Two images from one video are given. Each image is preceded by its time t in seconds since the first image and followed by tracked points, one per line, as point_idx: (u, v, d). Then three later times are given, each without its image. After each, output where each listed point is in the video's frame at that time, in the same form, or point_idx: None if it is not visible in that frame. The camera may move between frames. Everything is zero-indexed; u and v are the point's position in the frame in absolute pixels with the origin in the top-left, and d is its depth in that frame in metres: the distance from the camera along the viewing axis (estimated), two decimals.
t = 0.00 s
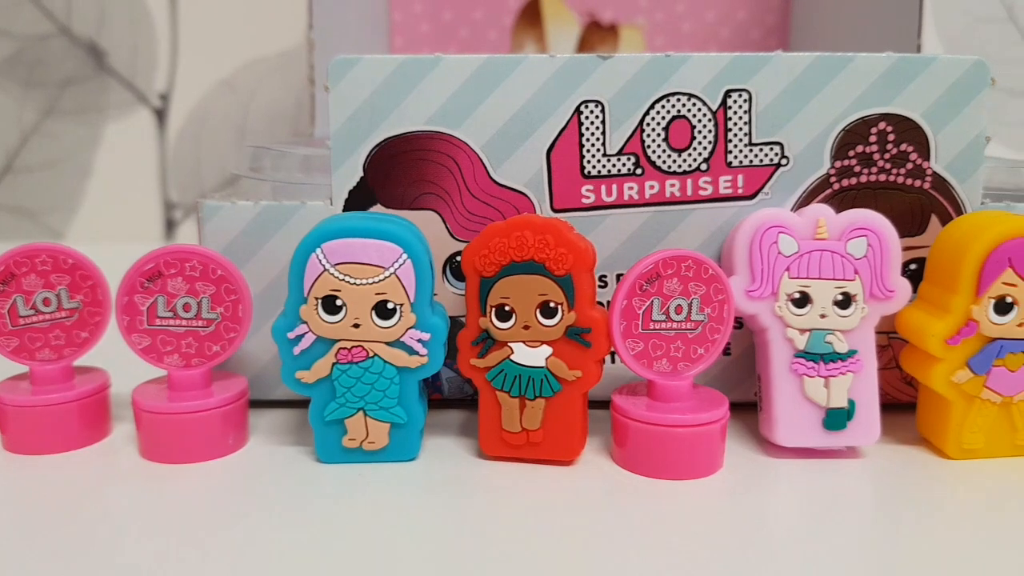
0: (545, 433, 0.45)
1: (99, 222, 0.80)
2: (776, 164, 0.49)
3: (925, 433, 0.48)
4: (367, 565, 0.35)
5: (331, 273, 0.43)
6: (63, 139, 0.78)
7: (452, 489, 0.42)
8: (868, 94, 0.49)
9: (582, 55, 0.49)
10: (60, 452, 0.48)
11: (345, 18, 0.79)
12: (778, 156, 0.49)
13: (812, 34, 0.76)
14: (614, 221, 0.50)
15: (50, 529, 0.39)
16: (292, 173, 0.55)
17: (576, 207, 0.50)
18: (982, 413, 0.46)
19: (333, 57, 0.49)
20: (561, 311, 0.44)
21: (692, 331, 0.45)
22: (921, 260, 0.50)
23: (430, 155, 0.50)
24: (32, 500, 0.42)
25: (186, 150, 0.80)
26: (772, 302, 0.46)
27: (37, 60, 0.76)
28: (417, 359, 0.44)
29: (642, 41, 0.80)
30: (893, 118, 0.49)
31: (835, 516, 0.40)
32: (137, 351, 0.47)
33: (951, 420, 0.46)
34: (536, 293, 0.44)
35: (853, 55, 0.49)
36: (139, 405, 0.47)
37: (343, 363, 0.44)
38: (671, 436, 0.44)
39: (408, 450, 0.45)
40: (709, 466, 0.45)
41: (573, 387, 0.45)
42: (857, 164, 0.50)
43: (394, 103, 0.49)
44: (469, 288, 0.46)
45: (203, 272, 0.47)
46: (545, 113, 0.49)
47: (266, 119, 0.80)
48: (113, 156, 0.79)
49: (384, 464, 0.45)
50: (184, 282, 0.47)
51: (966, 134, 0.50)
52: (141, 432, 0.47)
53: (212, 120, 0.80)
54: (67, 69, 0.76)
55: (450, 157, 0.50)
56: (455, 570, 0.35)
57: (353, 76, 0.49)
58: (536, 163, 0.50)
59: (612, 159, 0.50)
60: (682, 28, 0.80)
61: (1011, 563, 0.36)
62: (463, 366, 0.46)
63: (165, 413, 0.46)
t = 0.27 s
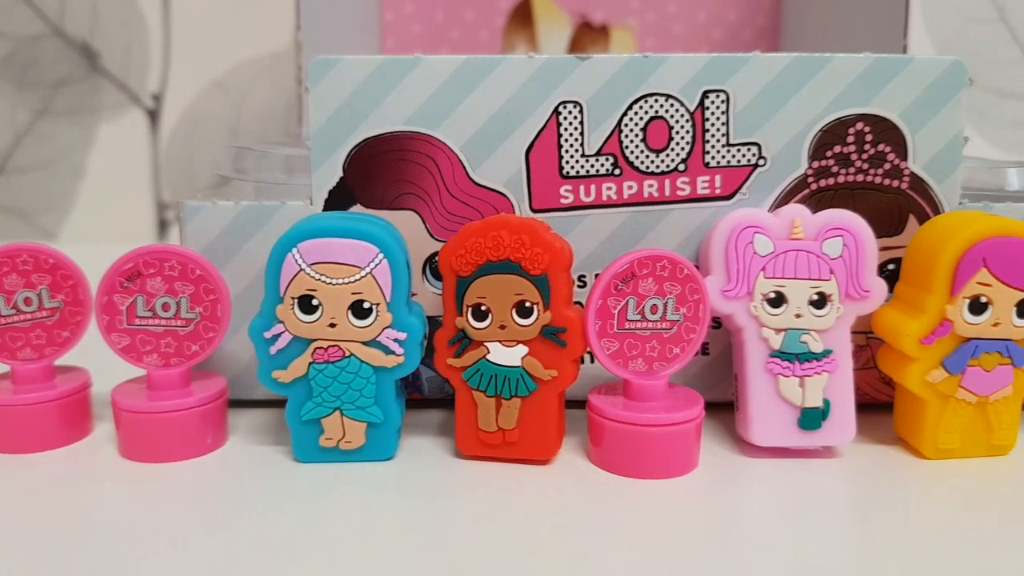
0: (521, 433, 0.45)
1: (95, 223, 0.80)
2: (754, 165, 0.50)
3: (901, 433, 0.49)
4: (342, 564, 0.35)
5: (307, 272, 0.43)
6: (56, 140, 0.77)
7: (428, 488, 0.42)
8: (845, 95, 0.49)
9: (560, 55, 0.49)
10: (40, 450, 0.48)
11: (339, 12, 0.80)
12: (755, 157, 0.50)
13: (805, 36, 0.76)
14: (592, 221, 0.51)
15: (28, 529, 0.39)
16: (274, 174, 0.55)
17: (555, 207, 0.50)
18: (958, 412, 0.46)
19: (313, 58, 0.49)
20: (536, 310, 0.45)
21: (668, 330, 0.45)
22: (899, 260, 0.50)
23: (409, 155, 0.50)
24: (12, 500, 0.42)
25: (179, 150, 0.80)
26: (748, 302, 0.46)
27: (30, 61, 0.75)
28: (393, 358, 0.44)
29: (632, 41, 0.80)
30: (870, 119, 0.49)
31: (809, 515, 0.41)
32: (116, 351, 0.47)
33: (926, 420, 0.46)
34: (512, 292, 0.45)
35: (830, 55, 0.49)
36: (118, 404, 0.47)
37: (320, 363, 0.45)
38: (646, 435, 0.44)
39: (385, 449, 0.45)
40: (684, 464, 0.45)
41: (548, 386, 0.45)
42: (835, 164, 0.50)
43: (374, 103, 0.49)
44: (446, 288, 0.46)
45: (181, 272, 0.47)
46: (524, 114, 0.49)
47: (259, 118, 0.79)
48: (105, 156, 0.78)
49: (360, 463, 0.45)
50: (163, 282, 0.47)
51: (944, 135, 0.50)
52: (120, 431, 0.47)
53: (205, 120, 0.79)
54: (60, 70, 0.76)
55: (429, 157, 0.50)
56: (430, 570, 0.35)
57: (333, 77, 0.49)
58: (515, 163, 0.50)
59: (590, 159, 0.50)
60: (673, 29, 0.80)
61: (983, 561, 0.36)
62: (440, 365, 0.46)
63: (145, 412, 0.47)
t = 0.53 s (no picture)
0: (497, 436, 0.45)
1: (68, 232, 0.74)
2: (731, 169, 0.50)
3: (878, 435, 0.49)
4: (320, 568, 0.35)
5: (284, 276, 0.44)
6: (50, 146, 0.72)
7: (405, 491, 0.43)
8: (822, 99, 0.50)
9: (538, 61, 0.49)
10: (22, 453, 0.48)
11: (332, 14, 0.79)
12: (732, 161, 0.50)
13: (803, 42, 0.76)
14: (571, 225, 0.51)
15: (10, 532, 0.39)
16: (256, 178, 0.55)
17: (534, 211, 0.51)
18: (934, 415, 0.46)
19: (292, 64, 0.49)
20: (512, 314, 0.45)
21: (644, 333, 0.46)
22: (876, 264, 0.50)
23: (389, 159, 0.50)
24: None
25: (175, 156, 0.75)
26: (723, 305, 0.46)
27: (23, 68, 0.71)
28: (370, 361, 0.45)
29: (623, 46, 0.80)
30: (847, 123, 0.50)
31: (786, 517, 0.41)
32: (96, 354, 0.48)
33: (902, 423, 0.46)
34: (488, 296, 0.45)
35: (806, 60, 0.49)
36: (98, 408, 0.47)
37: (297, 366, 0.45)
38: (621, 437, 0.44)
39: (362, 452, 0.45)
40: (661, 466, 0.45)
41: (525, 389, 0.45)
42: (812, 168, 0.50)
43: (353, 108, 0.50)
44: (423, 292, 0.46)
45: (161, 275, 0.48)
46: (502, 119, 0.50)
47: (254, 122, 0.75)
48: (98, 164, 0.73)
49: (338, 466, 0.45)
50: (142, 285, 0.48)
51: (921, 139, 0.50)
52: (100, 435, 0.48)
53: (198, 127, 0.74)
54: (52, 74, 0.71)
55: (409, 161, 0.50)
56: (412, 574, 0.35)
57: (312, 82, 0.49)
58: (494, 168, 0.50)
59: (569, 164, 0.50)
60: (664, 35, 0.80)
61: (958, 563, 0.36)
62: (418, 368, 0.47)
63: (125, 415, 0.47)
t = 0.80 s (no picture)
0: (485, 438, 0.45)
1: (62, 234, 0.74)
2: (719, 172, 0.50)
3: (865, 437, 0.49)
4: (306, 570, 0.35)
5: (270, 278, 0.44)
6: (45, 149, 0.72)
7: (391, 492, 0.43)
8: (810, 101, 0.50)
9: (526, 63, 0.49)
10: (11, 456, 0.48)
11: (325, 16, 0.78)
12: (720, 164, 0.50)
13: (800, 45, 0.76)
14: (559, 227, 0.51)
15: None
16: (245, 181, 0.55)
17: (523, 213, 0.51)
18: (920, 417, 0.46)
19: (280, 66, 0.49)
20: (499, 316, 0.45)
21: (631, 335, 0.46)
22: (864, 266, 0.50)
23: (378, 162, 0.50)
24: None
25: (170, 158, 0.75)
26: (710, 307, 0.46)
27: (19, 69, 0.71)
28: (357, 364, 0.45)
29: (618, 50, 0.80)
30: (835, 125, 0.50)
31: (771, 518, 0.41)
32: (83, 356, 0.48)
33: (889, 424, 0.46)
34: (475, 298, 0.45)
35: (794, 63, 0.49)
36: (85, 409, 0.47)
37: (283, 368, 0.45)
38: (608, 439, 0.45)
39: (349, 454, 0.45)
40: (647, 468, 0.45)
41: (512, 391, 0.46)
42: (800, 171, 0.50)
43: (341, 110, 0.50)
44: (410, 294, 0.46)
45: (148, 278, 0.48)
46: (490, 121, 0.50)
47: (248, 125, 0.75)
48: (93, 166, 0.73)
49: (325, 468, 0.45)
50: (130, 288, 0.48)
51: (909, 141, 0.50)
52: (87, 436, 0.48)
53: (193, 126, 0.74)
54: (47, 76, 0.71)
55: (397, 164, 0.50)
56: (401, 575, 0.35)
57: (300, 84, 0.50)
58: (482, 170, 0.50)
59: (557, 166, 0.50)
60: (658, 38, 0.79)
61: (941, 565, 0.36)
62: (405, 370, 0.47)
63: (111, 417, 0.47)
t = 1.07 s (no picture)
0: (463, 440, 0.45)
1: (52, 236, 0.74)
2: (699, 173, 0.50)
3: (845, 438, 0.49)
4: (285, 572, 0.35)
5: (247, 280, 0.44)
6: (35, 150, 0.72)
7: (370, 494, 0.43)
8: (789, 103, 0.50)
9: (506, 65, 0.49)
10: None
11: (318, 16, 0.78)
12: (700, 165, 0.50)
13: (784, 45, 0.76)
14: (540, 229, 0.51)
15: None
16: (227, 182, 0.55)
17: (504, 215, 0.51)
18: (900, 419, 0.46)
19: (260, 68, 0.49)
20: (478, 317, 0.45)
21: (610, 337, 0.46)
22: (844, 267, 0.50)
23: (358, 163, 0.50)
24: None
25: (160, 159, 0.74)
26: (689, 309, 0.46)
27: (8, 69, 0.70)
28: (335, 365, 0.45)
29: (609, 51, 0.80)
30: (815, 127, 0.50)
31: (752, 519, 0.41)
32: (63, 358, 0.48)
33: (868, 426, 0.46)
34: (453, 300, 0.45)
35: (774, 64, 0.49)
36: (65, 411, 0.47)
37: (261, 370, 0.45)
38: (585, 441, 0.44)
39: (327, 456, 0.45)
40: (626, 470, 0.45)
41: (491, 393, 0.46)
42: (780, 172, 0.50)
43: (322, 111, 0.50)
44: (389, 296, 0.46)
45: (128, 279, 0.48)
46: (471, 123, 0.50)
47: (240, 126, 0.75)
48: (82, 168, 0.73)
49: (304, 470, 0.45)
50: (109, 289, 0.48)
51: (889, 142, 0.50)
52: (67, 438, 0.47)
53: (183, 128, 0.75)
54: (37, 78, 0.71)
55: (378, 165, 0.50)
56: None
57: (281, 86, 0.50)
58: (463, 172, 0.50)
59: (538, 168, 0.50)
60: (649, 39, 0.80)
61: (922, 566, 0.36)
62: (384, 372, 0.47)
63: (91, 419, 0.47)
